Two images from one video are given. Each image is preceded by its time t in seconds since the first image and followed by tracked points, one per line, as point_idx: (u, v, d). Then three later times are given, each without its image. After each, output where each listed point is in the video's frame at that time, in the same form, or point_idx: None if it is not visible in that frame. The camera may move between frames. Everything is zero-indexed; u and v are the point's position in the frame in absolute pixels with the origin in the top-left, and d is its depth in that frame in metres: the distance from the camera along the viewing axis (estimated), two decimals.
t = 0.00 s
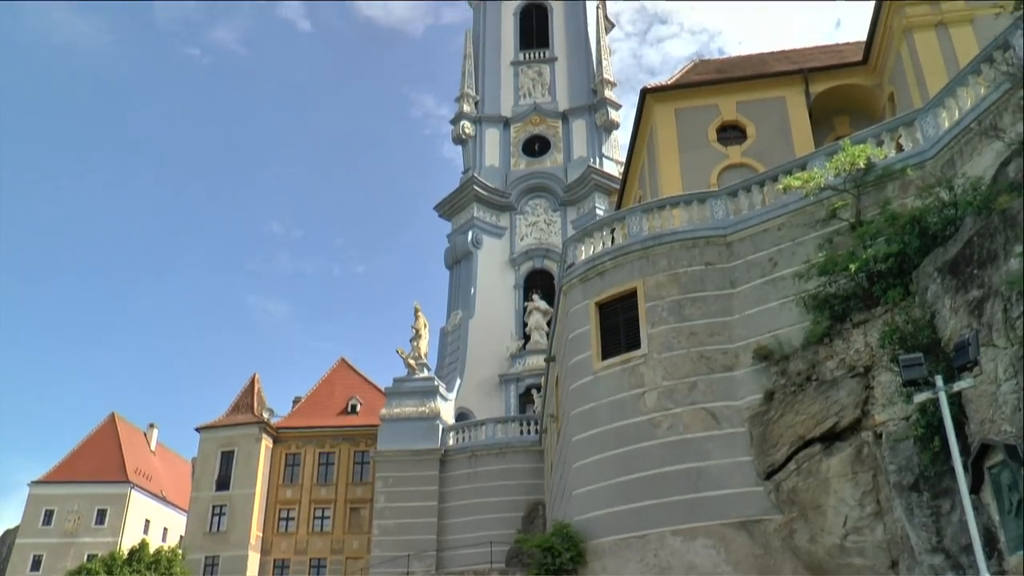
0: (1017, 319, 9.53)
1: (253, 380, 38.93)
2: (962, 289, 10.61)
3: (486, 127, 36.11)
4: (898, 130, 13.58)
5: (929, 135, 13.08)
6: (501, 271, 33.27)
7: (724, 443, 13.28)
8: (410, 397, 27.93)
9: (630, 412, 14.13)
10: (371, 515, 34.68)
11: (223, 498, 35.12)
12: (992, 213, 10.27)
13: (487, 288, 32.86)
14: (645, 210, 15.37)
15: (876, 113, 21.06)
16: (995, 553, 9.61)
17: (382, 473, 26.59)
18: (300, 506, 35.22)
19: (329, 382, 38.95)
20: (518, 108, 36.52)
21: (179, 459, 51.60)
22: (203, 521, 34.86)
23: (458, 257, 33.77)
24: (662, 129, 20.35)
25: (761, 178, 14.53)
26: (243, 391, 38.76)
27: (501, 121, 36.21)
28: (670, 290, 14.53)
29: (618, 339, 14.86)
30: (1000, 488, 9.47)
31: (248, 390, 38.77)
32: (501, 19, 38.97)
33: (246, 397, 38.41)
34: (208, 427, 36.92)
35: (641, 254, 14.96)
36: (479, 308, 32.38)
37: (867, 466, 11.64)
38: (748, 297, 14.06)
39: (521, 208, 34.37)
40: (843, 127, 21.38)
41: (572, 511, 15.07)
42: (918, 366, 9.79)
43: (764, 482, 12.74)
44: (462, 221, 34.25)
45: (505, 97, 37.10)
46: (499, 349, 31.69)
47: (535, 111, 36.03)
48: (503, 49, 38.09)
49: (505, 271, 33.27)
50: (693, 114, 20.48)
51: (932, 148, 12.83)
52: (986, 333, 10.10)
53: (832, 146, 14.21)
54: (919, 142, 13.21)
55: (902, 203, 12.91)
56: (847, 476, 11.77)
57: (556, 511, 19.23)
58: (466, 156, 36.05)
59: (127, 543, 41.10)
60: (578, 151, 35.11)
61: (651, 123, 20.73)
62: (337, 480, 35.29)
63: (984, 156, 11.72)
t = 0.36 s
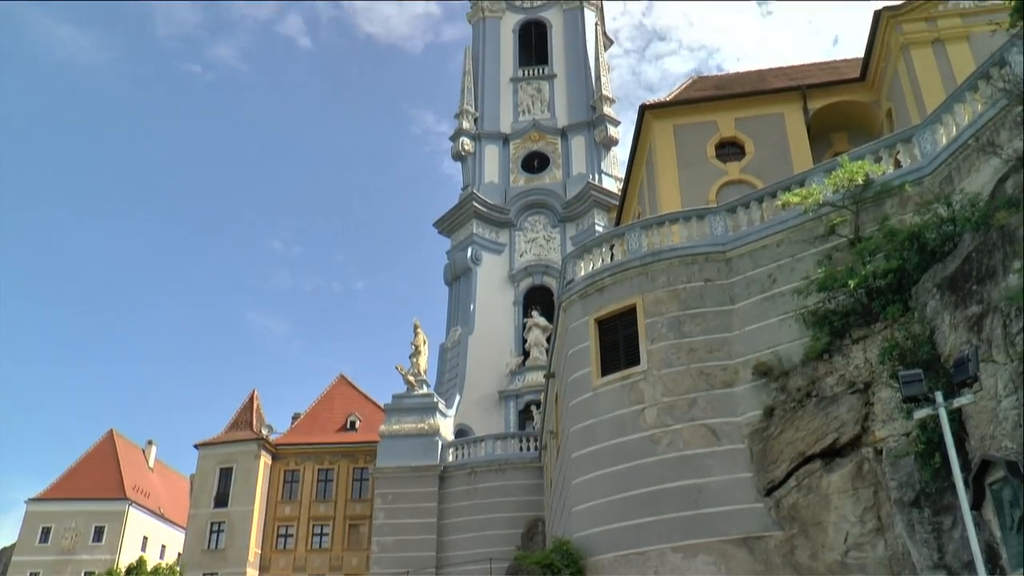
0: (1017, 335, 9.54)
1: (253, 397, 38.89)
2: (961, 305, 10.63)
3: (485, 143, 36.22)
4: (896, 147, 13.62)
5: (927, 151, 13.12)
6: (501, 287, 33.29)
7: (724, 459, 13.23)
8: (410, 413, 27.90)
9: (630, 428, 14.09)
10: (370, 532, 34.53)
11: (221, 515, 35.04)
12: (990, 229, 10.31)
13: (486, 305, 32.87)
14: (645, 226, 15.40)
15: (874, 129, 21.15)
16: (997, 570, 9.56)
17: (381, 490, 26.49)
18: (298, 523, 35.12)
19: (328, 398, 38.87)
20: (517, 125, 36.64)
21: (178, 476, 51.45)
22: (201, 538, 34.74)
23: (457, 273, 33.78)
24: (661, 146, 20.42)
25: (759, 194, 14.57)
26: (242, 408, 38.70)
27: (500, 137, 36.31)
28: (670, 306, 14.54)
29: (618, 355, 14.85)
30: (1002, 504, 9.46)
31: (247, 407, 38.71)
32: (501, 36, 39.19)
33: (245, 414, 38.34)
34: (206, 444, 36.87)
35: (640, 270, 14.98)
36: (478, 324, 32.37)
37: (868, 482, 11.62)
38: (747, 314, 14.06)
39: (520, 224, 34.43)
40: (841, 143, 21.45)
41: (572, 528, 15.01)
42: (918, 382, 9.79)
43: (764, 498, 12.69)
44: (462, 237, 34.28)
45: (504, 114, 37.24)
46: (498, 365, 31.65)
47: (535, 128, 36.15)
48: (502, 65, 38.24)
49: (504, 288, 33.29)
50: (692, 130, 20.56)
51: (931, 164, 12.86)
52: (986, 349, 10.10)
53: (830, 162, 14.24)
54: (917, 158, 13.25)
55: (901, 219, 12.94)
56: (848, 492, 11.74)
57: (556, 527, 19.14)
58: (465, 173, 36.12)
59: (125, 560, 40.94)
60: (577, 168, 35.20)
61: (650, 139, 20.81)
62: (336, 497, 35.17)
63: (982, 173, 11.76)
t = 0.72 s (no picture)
0: (1017, 351, 9.53)
1: (252, 412, 38.80)
2: (961, 321, 10.63)
3: (485, 159, 36.32)
4: (895, 163, 13.66)
5: (925, 167, 13.16)
6: (500, 303, 33.29)
7: (724, 475, 13.19)
8: (409, 429, 27.84)
9: (630, 443, 14.06)
10: (369, 549, 34.37)
11: (220, 531, 34.93)
12: (989, 245, 10.34)
13: (486, 320, 32.87)
14: (644, 242, 15.42)
15: (872, 145, 21.22)
16: None
17: (380, 506, 26.39)
18: (297, 538, 35.00)
19: (327, 414, 38.75)
20: (517, 141, 36.76)
21: (176, 492, 51.25)
22: (199, 555, 34.60)
23: (456, 288, 33.78)
24: (661, 162, 20.49)
25: (759, 210, 14.60)
26: (240, 424, 38.61)
27: (499, 153, 36.41)
28: (669, 321, 14.54)
29: (617, 371, 14.83)
30: (1004, 520, 9.44)
31: (246, 423, 38.61)
32: (500, 53, 39.39)
33: (244, 431, 38.23)
34: (204, 460, 36.77)
35: (639, 286, 14.99)
36: (478, 339, 32.33)
37: (869, 498, 11.59)
38: (747, 329, 14.06)
39: (519, 240, 34.48)
40: (839, 158, 21.52)
41: (572, 543, 14.94)
42: (918, 398, 9.78)
43: (765, 514, 12.64)
44: (461, 253, 34.30)
45: (503, 130, 37.36)
46: (498, 381, 31.60)
47: (534, 144, 36.25)
48: (501, 81, 38.40)
49: (504, 304, 33.31)
50: (691, 146, 20.63)
51: (929, 180, 12.89)
52: (986, 365, 10.09)
53: (829, 178, 14.28)
54: (915, 174, 13.29)
55: (900, 235, 12.95)
56: (849, 508, 11.70)
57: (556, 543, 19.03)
58: (465, 189, 36.17)
59: None
60: (576, 184, 35.29)
61: (649, 155, 20.89)
62: (334, 513, 35.02)
63: (980, 189, 11.78)
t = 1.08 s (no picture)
0: (1017, 366, 9.53)
1: (251, 427, 38.71)
2: (960, 335, 10.64)
3: (484, 174, 36.40)
4: (893, 177, 13.70)
5: (923, 181, 13.19)
6: (500, 318, 33.29)
7: (724, 490, 13.14)
8: (409, 444, 27.77)
9: (630, 458, 14.01)
10: (367, 564, 34.37)
11: (218, 546, 34.78)
12: (987, 259, 10.36)
13: (485, 335, 32.85)
14: (643, 257, 15.44)
15: (871, 160, 21.27)
16: None
17: (379, 521, 26.28)
18: (295, 553, 34.89)
19: (326, 428, 38.66)
20: (516, 155, 36.87)
21: (174, 507, 51.05)
22: (197, 569, 34.44)
23: (456, 303, 33.77)
24: (660, 176, 20.54)
25: (758, 224, 14.62)
26: (239, 439, 38.52)
27: (499, 168, 36.50)
28: (668, 336, 14.53)
29: (617, 386, 14.81)
30: (1005, 535, 9.40)
31: (245, 438, 38.50)
32: (499, 68, 39.55)
33: (243, 445, 38.13)
34: (203, 474, 36.67)
35: (639, 300, 14.99)
36: (477, 354, 32.29)
37: (869, 513, 11.54)
38: (746, 344, 14.05)
39: (519, 255, 34.51)
40: (838, 173, 21.57)
41: (572, 559, 14.86)
42: (918, 412, 9.78)
43: (765, 529, 12.59)
44: (461, 267, 34.32)
45: (503, 144, 37.46)
46: (497, 395, 31.55)
47: (533, 158, 36.35)
48: (501, 96, 38.53)
49: (503, 318, 33.31)
50: (691, 160, 20.68)
51: (927, 195, 12.93)
52: (985, 380, 10.09)
53: (827, 193, 14.32)
54: (913, 189, 13.32)
55: (899, 250, 12.97)
56: (850, 522, 11.65)
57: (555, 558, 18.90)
58: (464, 203, 36.23)
59: None
60: (576, 198, 35.36)
61: (648, 170, 20.94)
62: (333, 528, 34.93)
63: (978, 203, 11.82)
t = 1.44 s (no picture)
0: (1016, 380, 9.54)
1: (250, 442, 38.60)
2: (960, 349, 10.65)
3: (484, 188, 36.48)
4: (892, 192, 13.73)
5: (922, 196, 13.23)
6: (500, 333, 33.27)
7: (724, 504, 13.11)
8: (408, 458, 27.69)
9: (630, 473, 13.97)
10: None
11: (217, 562, 34.64)
12: (986, 273, 10.38)
13: (485, 349, 32.84)
14: (642, 271, 15.46)
15: (869, 175, 21.32)
16: None
17: (378, 536, 26.19)
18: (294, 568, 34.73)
19: (325, 443, 38.55)
20: (515, 170, 36.96)
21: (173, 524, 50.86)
22: None
23: (456, 317, 33.76)
24: (659, 191, 20.59)
25: (757, 239, 14.66)
26: (238, 454, 38.43)
27: (498, 183, 36.58)
28: (668, 350, 14.53)
29: (617, 401, 14.79)
30: (1007, 550, 9.32)
31: (244, 453, 38.40)
32: (499, 83, 39.72)
33: (242, 460, 38.04)
34: (202, 489, 36.58)
35: (638, 315, 14.99)
36: (476, 369, 32.25)
37: (871, 527, 11.49)
38: (746, 358, 14.04)
39: (518, 269, 34.56)
40: (837, 188, 21.61)
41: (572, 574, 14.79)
42: (918, 427, 9.78)
43: (765, 544, 12.54)
44: (461, 282, 34.34)
45: (502, 159, 37.56)
46: (497, 410, 31.49)
47: (532, 173, 36.45)
48: (500, 111, 38.67)
49: (503, 333, 33.30)
50: (690, 175, 20.73)
51: (926, 209, 12.96)
52: (985, 394, 10.09)
53: (826, 208, 14.36)
54: (912, 203, 13.35)
55: (898, 264, 12.99)
56: (851, 537, 11.60)
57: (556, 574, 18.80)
58: (464, 218, 36.29)
59: None
60: (575, 213, 35.42)
61: (647, 185, 20.99)
62: (332, 543, 34.77)
63: (976, 218, 11.85)
